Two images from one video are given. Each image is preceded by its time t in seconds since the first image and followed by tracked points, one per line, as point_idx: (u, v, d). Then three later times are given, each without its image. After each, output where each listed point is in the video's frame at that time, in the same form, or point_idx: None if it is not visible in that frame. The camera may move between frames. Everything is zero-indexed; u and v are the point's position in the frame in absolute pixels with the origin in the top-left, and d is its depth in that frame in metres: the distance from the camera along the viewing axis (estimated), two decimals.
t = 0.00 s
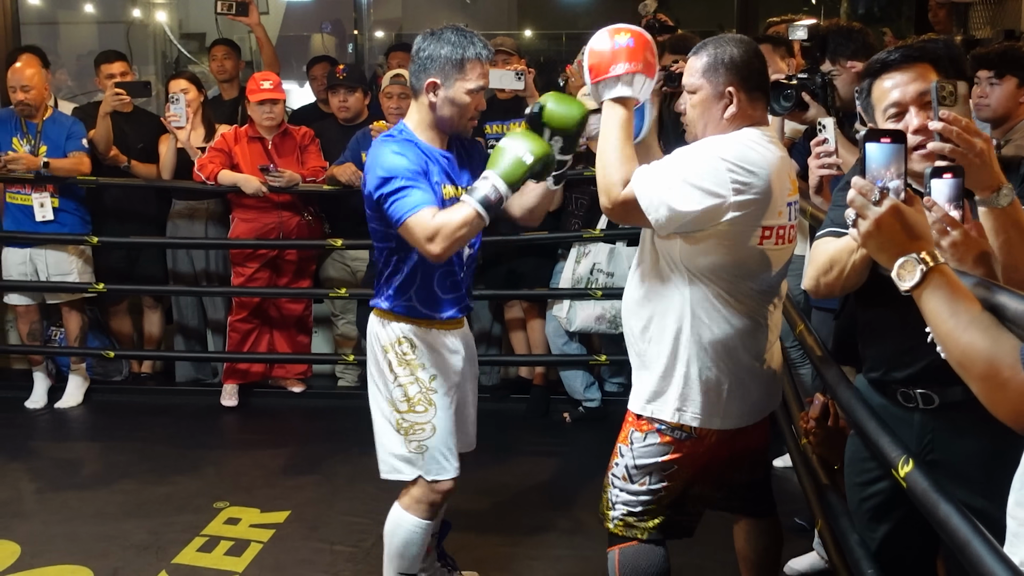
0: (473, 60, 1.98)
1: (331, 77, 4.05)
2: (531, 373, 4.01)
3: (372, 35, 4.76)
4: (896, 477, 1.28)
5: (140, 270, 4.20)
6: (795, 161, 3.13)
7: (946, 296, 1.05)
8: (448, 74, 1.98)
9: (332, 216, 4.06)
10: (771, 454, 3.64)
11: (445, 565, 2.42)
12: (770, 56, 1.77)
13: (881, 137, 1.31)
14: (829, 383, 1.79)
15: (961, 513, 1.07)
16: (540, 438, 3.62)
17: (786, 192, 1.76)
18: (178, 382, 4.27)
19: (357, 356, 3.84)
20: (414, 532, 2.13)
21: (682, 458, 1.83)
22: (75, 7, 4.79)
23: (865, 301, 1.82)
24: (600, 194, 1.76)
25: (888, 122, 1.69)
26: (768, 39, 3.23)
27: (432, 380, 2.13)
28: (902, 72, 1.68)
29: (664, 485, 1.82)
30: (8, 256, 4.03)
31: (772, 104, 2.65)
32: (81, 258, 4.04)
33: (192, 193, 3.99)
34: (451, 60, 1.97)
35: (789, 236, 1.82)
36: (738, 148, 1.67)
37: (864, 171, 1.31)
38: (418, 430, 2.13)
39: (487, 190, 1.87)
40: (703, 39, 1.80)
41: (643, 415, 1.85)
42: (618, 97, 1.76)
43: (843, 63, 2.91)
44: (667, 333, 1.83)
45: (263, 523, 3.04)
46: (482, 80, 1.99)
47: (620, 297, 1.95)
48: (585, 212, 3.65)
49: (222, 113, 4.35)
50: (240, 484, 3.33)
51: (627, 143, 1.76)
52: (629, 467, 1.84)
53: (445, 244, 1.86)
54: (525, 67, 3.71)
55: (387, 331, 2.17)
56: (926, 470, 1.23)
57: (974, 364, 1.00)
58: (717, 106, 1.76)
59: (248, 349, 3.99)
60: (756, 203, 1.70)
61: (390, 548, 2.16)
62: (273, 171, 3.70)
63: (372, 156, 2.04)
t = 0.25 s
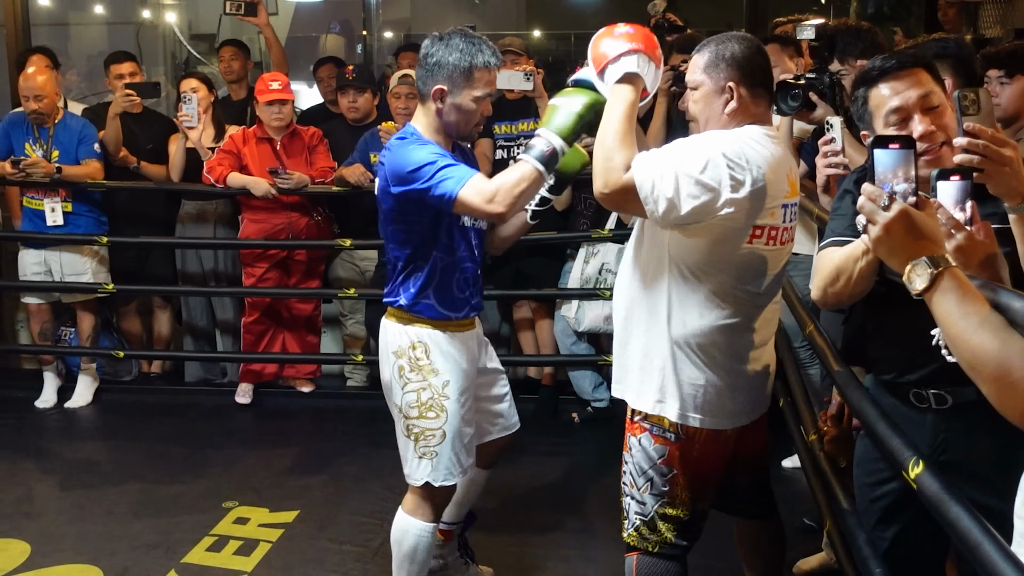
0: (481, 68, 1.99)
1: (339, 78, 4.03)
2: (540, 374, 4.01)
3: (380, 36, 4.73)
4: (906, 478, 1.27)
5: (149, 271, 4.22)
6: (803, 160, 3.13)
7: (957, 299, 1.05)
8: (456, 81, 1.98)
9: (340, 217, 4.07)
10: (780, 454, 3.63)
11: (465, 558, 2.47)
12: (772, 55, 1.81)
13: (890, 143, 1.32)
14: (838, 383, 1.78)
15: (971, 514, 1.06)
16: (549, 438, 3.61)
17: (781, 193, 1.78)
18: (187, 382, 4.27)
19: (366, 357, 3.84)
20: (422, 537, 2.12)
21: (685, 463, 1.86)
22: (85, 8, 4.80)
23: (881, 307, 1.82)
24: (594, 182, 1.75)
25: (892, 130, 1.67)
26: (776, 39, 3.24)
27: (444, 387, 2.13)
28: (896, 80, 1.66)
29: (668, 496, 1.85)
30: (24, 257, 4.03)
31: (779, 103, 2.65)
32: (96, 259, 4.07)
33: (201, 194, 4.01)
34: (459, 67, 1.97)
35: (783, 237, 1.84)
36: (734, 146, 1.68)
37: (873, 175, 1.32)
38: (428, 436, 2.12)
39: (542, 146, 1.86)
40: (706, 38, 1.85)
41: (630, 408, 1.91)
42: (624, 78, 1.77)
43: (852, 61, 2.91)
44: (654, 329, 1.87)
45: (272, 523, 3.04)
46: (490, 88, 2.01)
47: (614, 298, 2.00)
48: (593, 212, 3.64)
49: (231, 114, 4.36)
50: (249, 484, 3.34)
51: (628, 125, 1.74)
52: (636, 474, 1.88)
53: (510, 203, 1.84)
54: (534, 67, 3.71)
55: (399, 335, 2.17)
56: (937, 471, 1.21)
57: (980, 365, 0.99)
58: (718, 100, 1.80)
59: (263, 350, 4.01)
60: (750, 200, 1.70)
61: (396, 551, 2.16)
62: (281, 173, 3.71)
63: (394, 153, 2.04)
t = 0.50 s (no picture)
0: (495, 67, 1.99)
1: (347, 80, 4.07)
2: (546, 374, 4.01)
3: (387, 37, 4.77)
4: (913, 478, 1.27)
5: (157, 272, 4.23)
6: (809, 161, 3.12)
7: (966, 299, 1.06)
8: (469, 79, 1.99)
9: (346, 218, 4.07)
10: (788, 455, 3.62)
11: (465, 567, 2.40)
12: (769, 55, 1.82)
13: (896, 141, 1.33)
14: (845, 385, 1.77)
15: (981, 517, 1.06)
16: (555, 439, 3.61)
17: (776, 194, 1.78)
18: (194, 383, 4.28)
19: (372, 357, 3.85)
20: (445, 526, 2.13)
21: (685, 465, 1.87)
22: (92, 10, 4.82)
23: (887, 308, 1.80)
24: (590, 194, 1.78)
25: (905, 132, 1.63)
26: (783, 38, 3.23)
27: (458, 374, 2.15)
28: (912, 81, 1.61)
29: (669, 497, 1.85)
30: (36, 258, 4.05)
31: (785, 102, 2.65)
32: (108, 261, 4.08)
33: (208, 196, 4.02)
34: (472, 66, 1.98)
35: (781, 238, 1.84)
36: (728, 147, 1.70)
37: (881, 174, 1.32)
38: (446, 425, 2.13)
39: (493, 208, 1.93)
40: (702, 40, 1.87)
41: (629, 412, 1.92)
42: (598, 110, 1.89)
43: (858, 62, 2.88)
44: (651, 332, 1.88)
45: (278, 524, 3.05)
46: (503, 86, 2.01)
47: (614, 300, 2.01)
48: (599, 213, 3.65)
49: (238, 115, 4.37)
50: (255, 485, 3.34)
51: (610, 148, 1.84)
52: (638, 474, 1.88)
53: (455, 267, 1.94)
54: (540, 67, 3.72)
55: (409, 331, 2.17)
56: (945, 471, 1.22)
57: (993, 364, 1.00)
58: (714, 102, 1.81)
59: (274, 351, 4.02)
60: (743, 202, 1.71)
61: (421, 544, 2.16)
62: (287, 175, 3.72)
63: (388, 167, 2.05)
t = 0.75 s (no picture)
0: (504, 70, 2.00)
1: (354, 82, 4.04)
2: (555, 377, 4.01)
3: (395, 40, 4.78)
4: (924, 479, 1.29)
5: (167, 276, 4.24)
6: (818, 162, 3.11)
7: (973, 299, 1.11)
8: (479, 80, 2.00)
9: (355, 221, 4.08)
10: (797, 456, 3.62)
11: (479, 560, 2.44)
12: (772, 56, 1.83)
13: (905, 140, 1.33)
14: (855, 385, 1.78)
15: (990, 519, 1.08)
16: (564, 441, 3.61)
17: (781, 195, 1.78)
18: (204, 386, 4.29)
19: (381, 360, 3.86)
20: (435, 533, 2.13)
21: (694, 465, 1.87)
22: (101, 15, 4.84)
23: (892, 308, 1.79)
24: (596, 192, 1.82)
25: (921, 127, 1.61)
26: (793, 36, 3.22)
27: (453, 382, 2.14)
28: (940, 78, 1.59)
29: (676, 497, 1.85)
30: (49, 263, 4.06)
31: (792, 103, 2.67)
32: (121, 266, 4.11)
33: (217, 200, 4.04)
34: (482, 68, 1.99)
35: (784, 239, 1.84)
36: (732, 149, 1.71)
37: (889, 173, 1.33)
38: (436, 431, 2.14)
39: (545, 158, 1.88)
40: (705, 41, 1.87)
41: (633, 408, 1.92)
42: (632, 89, 1.80)
43: (866, 62, 2.88)
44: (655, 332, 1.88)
45: (288, 526, 3.05)
46: (511, 90, 2.02)
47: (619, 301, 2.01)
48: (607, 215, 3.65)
49: (247, 119, 4.39)
50: (265, 487, 3.36)
51: (631, 138, 1.80)
52: (646, 475, 1.88)
53: (507, 218, 1.85)
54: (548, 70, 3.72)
55: (411, 332, 2.20)
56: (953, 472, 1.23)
57: (1001, 364, 1.07)
58: (717, 103, 1.82)
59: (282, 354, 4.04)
60: (746, 203, 1.72)
61: (411, 546, 2.17)
62: (296, 177, 3.73)
63: (408, 151, 2.06)
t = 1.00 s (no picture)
0: (515, 73, 2.00)
1: (359, 87, 4.07)
2: (562, 380, 4.01)
3: (400, 44, 4.79)
4: (933, 480, 1.29)
5: (173, 280, 4.25)
6: (825, 163, 3.11)
7: (981, 299, 1.13)
8: (488, 83, 2.00)
9: (361, 225, 4.09)
10: (805, 458, 3.61)
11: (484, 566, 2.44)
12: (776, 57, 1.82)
13: (912, 140, 1.33)
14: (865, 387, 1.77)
15: (998, 519, 1.09)
16: (571, 444, 3.61)
17: (787, 196, 1.77)
18: (211, 391, 4.30)
19: (387, 363, 3.86)
20: (450, 535, 2.14)
21: (702, 467, 1.86)
22: (107, 20, 4.86)
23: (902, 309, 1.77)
24: (601, 197, 1.79)
25: (933, 125, 1.61)
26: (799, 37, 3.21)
27: (465, 384, 2.14)
28: (955, 76, 1.59)
29: (685, 499, 1.85)
30: (56, 269, 4.08)
31: (798, 104, 2.64)
32: (128, 270, 4.12)
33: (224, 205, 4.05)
34: (493, 71, 1.99)
35: (792, 240, 1.84)
36: (738, 151, 1.70)
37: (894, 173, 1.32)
38: (450, 433, 2.14)
39: (515, 182, 1.90)
40: (709, 44, 1.87)
41: (644, 416, 1.92)
42: (616, 100, 1.88)
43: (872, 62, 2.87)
44: (665, 335, 1.88)
45: (296, 530, 3.05)
46: (521, 93, 2.01)
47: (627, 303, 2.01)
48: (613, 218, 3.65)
49: (253, 123, 4.40)
50: (273, 491, 3.36)
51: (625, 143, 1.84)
52: (654, 477, 1.89)
53: (483, 241, 1.88)
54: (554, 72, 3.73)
55: (421, 335, 2.19)
56: (963, 474, 1.25)
57: (1009, 366, 1.08)
58: (721, 105, 1.82)
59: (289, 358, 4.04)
60: (754, 205, 1.71)
61: (426, 549, 2.17)
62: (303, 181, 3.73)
63: (411, 158, 2.07)
